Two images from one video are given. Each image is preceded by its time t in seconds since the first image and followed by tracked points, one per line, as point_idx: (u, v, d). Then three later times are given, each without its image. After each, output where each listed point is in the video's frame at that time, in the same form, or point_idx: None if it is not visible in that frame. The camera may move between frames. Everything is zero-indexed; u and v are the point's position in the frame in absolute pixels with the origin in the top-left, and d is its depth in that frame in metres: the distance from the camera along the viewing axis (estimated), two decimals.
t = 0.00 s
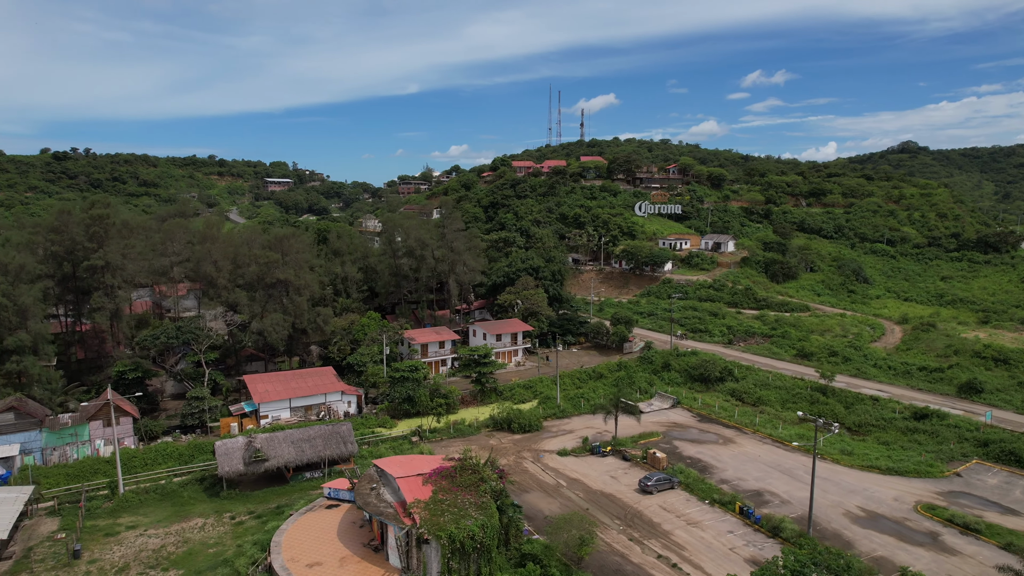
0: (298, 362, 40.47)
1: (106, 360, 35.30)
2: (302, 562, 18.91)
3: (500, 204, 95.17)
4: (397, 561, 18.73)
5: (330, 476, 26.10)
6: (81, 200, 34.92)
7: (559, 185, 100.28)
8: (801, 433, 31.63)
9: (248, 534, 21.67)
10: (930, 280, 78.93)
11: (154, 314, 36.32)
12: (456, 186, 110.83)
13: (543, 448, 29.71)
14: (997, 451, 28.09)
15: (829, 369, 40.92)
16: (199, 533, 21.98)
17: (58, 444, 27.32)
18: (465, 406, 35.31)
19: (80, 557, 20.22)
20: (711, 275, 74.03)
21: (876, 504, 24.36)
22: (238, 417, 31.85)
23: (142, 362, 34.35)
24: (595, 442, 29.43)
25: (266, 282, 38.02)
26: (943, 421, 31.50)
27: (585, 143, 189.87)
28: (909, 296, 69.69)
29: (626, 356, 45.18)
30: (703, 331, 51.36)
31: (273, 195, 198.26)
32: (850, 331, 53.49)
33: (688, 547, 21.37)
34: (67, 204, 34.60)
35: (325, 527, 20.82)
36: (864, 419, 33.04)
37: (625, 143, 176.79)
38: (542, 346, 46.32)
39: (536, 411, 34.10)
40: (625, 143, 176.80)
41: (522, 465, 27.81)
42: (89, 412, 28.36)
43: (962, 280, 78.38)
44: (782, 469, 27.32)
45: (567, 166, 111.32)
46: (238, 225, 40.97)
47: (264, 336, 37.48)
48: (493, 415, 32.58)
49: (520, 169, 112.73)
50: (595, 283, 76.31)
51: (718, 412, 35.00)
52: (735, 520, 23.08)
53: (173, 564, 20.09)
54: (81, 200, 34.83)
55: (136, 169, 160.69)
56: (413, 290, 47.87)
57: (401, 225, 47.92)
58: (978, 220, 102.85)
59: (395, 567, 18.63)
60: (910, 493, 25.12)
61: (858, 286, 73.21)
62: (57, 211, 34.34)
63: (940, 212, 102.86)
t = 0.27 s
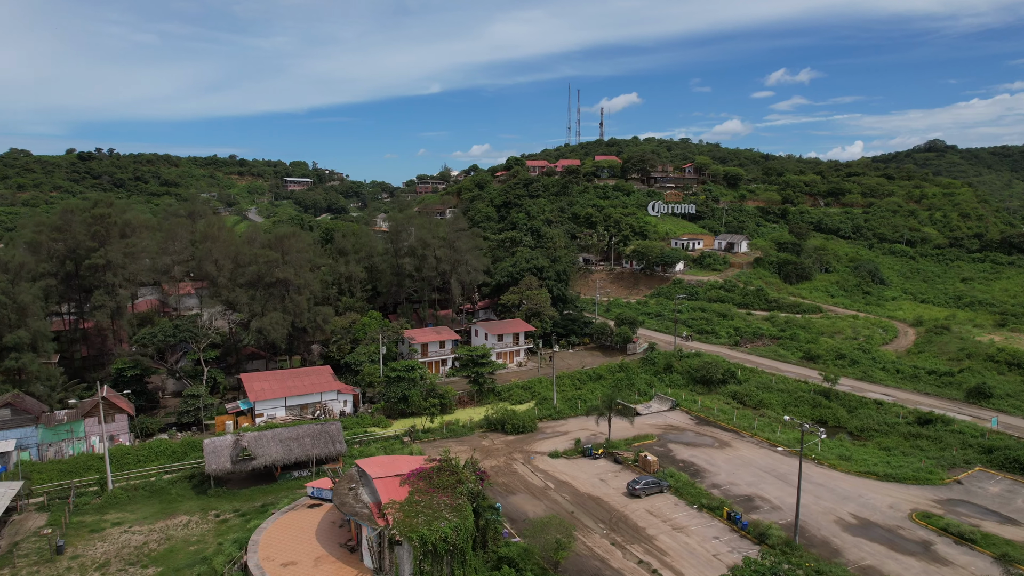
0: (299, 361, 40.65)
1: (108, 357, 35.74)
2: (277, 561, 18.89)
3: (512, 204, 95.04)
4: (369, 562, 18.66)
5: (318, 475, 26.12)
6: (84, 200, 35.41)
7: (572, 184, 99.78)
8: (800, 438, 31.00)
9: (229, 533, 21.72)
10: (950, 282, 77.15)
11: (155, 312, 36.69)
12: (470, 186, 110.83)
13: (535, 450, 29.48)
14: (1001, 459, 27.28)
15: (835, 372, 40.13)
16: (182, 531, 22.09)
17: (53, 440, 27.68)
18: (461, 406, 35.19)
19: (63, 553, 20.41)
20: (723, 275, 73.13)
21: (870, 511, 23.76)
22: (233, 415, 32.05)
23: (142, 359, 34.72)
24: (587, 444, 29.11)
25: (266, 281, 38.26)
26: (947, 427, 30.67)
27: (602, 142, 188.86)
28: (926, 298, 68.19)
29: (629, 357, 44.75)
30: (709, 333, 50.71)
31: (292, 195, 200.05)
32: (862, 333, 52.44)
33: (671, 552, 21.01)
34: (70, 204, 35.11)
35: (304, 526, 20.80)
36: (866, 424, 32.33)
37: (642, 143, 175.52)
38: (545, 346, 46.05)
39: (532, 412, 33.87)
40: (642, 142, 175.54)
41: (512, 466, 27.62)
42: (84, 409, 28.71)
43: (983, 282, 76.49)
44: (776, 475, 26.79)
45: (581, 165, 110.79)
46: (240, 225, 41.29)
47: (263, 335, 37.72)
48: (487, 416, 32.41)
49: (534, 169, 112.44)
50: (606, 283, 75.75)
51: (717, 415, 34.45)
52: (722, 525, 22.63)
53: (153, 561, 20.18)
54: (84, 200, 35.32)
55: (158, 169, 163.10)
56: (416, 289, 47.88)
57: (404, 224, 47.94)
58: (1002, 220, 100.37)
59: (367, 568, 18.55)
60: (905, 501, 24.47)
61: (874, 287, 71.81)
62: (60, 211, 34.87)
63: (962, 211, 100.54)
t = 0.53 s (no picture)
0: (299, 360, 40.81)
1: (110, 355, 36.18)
2: (252, 560, 18.88)
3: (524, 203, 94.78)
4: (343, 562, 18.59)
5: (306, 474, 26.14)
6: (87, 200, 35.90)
7: (585, 184, 99.20)
8: (799, 442, 30.37)
9: (211, 531, 21.77)
10: (970, 283, 75.34)
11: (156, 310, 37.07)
12: (484, 185, 110.74)
13: (526, 451, 29.24)
14: (1004, 466, 26.46)
15: (841, 375, 39.33)
16: (165, 528, 22.19)
17: (49, 436, 28.05)
18: (457, 406, 35.07)
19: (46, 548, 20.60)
20: (735, 275, 72.16)
21: (863, 519, 23.16)
22: (229, 413, 32.26)
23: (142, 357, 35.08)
24: (579, 446, 28.80)
25: (266, 279, 38.51)
26: (951, 433, 29.85)
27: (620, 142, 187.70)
28: (943, 300, 66.73)
29: (632, 358, 44.29)
30: (716, 334, 50.03)
31: (311, 194, 201.74)
32: (873, 335, 51.35)
33: (652, 558, 20.63)
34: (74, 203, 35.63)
35: (282, 526, 20.77)
36: (869, 428, 31.59)
37: (660, 142, 174.18)
38: (547, 346, 45.75)
39: (527, 413, 33.61)
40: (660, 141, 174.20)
41: (502, 468, 27.40)
42: (80, 406, 29.06)
43: (1005, 283, 74.57)
44: (770, 480, 26.26)
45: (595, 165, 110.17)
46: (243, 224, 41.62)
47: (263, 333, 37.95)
48: (481, 417, 32.23)
49: (548, 168, 112.04)
50: (616, 284, 75.17)
51: (716, 417, 33.91)
52: (708, 531, 22.18)
53: (133, 557, 20.27)
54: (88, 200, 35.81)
55: (180, 169, 165.42)
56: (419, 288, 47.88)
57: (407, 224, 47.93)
58: None
59: (340, 568, 18.48)
60: (901, 509, 23.82)
61: (890, 289, 70.37)
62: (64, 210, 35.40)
63: (986, 211, 98.16)
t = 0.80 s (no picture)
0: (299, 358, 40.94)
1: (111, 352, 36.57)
2: (226, 560, 18.84)
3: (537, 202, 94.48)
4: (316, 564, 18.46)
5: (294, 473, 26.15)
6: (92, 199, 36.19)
7: (598, 183, 98.52)
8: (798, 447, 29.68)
9: (194, 530, 21.81)
10: (992, 285, 73.42)
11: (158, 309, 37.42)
12: (498, 184, 110.57)
13: (519, 453, 28.95)
14: (1009, 475, 25.59)
15: (848, 378, 38.46)
16: (149, 526, 22.26)
17: (46, 432, 28.35)
18: (454, 407, 34.91)
19: (30, 544, 20.74)
20: (748, 276, 71.09)
21: (856, 527, 22.50)
22: (225, 411, 32.40)
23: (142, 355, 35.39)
24: (571, 448, 28.44)
25: (266, 278, 38.79)
26: (956, 440, 28.96)
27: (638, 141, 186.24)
28: (962, 302, 65.11)
29: (635, 360, 43.78)
30: (723, 336, 49.28)
31: (330, 194, 203.20)
32: (886, 338, 50.18)
33: (634, 564, 20.24)
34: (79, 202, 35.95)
35: (261, 526, 20.74)
36: (872, 434, 30.80)
37: (679, 141, 172.66)
38: (550, 348, 45.43)
39: (524, 414, 33.32)
40: (678, 141, 172.69)
41: (491, 470, 27.14)
42: (78, 402, 29.36)
43: None
44: (764, 485, 25.70)
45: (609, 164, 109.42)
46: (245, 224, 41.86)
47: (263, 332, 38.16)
48: (475, 418, 31.99)
49: (562, 168, 111.53)
50: (627, 284, 74.53)
51: (716, 420, 33.32)
52: (694, 538, 21.73)
53: (113, 555, 20.34)
54: (92, 199, 36.12)
55: (201, 168, 167.55)
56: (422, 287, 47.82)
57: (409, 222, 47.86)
58: None
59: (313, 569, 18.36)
60: (897, 518, 23.11)
61: (908, 290, 68.84)
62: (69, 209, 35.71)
63: (1011, 210, 95.63)
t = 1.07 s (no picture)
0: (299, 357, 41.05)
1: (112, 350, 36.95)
2: (201, 559, 18.82)
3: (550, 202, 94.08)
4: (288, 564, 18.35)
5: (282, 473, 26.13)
6: (96, 197, 36.53)
7: (612, 182, 97.79)
8: (796, 452, 29.02)
9: (176, 528, 21.87)
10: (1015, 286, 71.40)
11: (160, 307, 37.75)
12: (512, 184, 110.30)
13: (510, 455, 28.67)
14: (1013, 484, 24.73)
15: (854, 382, 37.59)
16: (133, 524, 22.37)
17: (43, 429, 28.67)
18: (450, 407, 34.74)
19: (14, 540, 20.95)
20: (761, 276, 70.01)
21: (848, 536, 21.88)
22: (221, 410, 32.53)
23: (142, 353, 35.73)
24: (562, 451, 28.09)
25: (267, 277, 38.99)
26: (961, 447, 28.08)
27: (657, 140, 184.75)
28: (981, 304, 63.45)
29: (638, 361, 43.25)
30: (730, 337, 48.52)
31: (349, 193, 204.50)
32: (899, 340, 49.00)
33: (614, 570, 19.84)
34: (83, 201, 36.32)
35: (241, 526, 20.71)
36: (874, 439, 30.03)
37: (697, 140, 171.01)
38: (552, 348, 45.08)
39: (519, 415, 33.02)
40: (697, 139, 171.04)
41: (480, 472, 26.89)
42: (75, 400, 29.66)
43: None
44: (756, 491, 25.13)
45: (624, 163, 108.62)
46: (248, 223, 42.10)
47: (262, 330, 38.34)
48: (469, 419, 31.78)
49: (576, 167, 110.93)
50: (637, 284, 73.84)
51: (714, 423, 32.74)
52: (679, 545, 21.28)
53: (94, 552, 20.44)
54: (97, 197, 36.47)
55: (222, 168, 169.59)
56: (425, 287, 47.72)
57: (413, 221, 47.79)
58: None
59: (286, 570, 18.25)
60: (892, 527, 22.43)
61: (926, 291, 67.23)
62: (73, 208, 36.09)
63: None
